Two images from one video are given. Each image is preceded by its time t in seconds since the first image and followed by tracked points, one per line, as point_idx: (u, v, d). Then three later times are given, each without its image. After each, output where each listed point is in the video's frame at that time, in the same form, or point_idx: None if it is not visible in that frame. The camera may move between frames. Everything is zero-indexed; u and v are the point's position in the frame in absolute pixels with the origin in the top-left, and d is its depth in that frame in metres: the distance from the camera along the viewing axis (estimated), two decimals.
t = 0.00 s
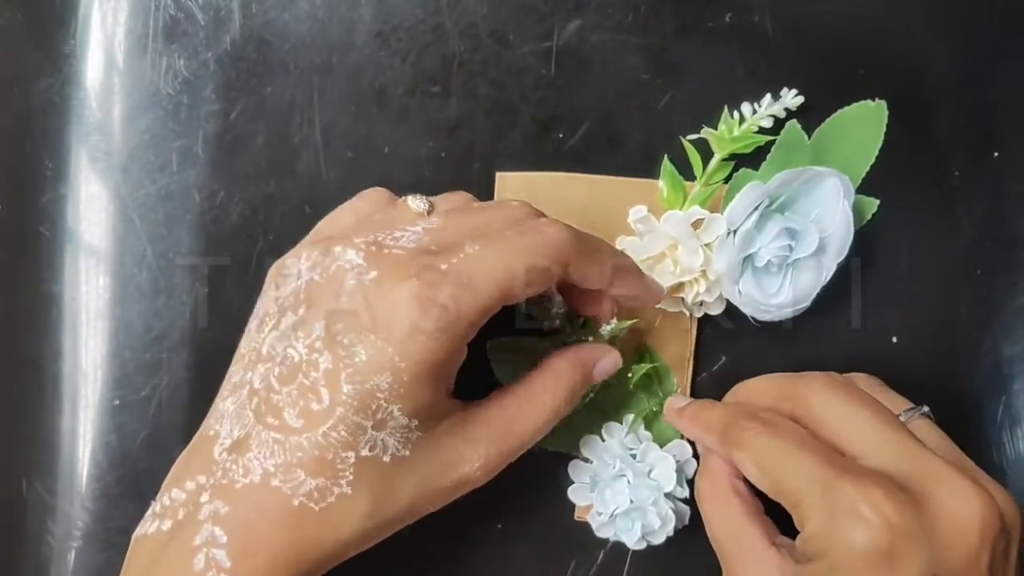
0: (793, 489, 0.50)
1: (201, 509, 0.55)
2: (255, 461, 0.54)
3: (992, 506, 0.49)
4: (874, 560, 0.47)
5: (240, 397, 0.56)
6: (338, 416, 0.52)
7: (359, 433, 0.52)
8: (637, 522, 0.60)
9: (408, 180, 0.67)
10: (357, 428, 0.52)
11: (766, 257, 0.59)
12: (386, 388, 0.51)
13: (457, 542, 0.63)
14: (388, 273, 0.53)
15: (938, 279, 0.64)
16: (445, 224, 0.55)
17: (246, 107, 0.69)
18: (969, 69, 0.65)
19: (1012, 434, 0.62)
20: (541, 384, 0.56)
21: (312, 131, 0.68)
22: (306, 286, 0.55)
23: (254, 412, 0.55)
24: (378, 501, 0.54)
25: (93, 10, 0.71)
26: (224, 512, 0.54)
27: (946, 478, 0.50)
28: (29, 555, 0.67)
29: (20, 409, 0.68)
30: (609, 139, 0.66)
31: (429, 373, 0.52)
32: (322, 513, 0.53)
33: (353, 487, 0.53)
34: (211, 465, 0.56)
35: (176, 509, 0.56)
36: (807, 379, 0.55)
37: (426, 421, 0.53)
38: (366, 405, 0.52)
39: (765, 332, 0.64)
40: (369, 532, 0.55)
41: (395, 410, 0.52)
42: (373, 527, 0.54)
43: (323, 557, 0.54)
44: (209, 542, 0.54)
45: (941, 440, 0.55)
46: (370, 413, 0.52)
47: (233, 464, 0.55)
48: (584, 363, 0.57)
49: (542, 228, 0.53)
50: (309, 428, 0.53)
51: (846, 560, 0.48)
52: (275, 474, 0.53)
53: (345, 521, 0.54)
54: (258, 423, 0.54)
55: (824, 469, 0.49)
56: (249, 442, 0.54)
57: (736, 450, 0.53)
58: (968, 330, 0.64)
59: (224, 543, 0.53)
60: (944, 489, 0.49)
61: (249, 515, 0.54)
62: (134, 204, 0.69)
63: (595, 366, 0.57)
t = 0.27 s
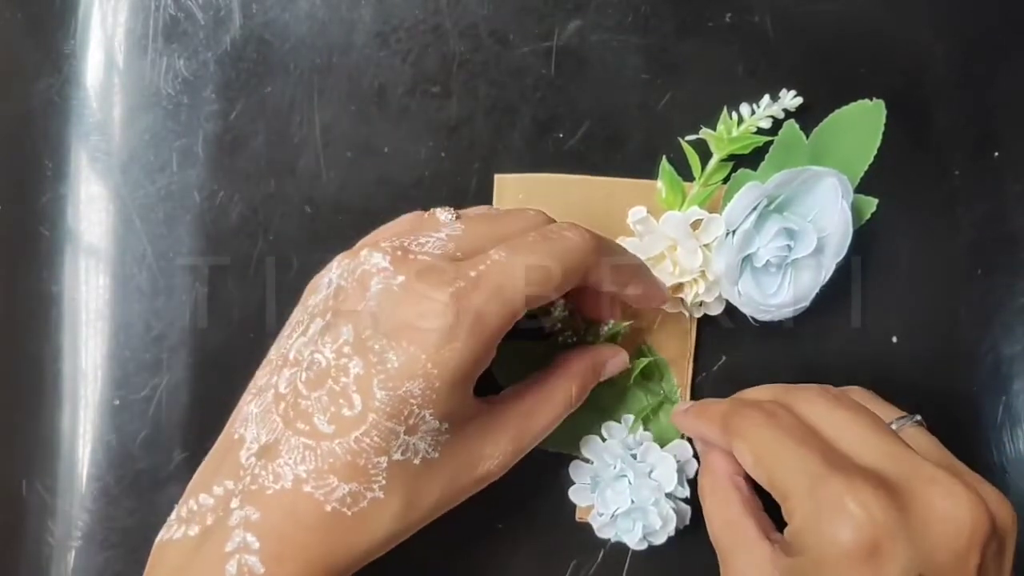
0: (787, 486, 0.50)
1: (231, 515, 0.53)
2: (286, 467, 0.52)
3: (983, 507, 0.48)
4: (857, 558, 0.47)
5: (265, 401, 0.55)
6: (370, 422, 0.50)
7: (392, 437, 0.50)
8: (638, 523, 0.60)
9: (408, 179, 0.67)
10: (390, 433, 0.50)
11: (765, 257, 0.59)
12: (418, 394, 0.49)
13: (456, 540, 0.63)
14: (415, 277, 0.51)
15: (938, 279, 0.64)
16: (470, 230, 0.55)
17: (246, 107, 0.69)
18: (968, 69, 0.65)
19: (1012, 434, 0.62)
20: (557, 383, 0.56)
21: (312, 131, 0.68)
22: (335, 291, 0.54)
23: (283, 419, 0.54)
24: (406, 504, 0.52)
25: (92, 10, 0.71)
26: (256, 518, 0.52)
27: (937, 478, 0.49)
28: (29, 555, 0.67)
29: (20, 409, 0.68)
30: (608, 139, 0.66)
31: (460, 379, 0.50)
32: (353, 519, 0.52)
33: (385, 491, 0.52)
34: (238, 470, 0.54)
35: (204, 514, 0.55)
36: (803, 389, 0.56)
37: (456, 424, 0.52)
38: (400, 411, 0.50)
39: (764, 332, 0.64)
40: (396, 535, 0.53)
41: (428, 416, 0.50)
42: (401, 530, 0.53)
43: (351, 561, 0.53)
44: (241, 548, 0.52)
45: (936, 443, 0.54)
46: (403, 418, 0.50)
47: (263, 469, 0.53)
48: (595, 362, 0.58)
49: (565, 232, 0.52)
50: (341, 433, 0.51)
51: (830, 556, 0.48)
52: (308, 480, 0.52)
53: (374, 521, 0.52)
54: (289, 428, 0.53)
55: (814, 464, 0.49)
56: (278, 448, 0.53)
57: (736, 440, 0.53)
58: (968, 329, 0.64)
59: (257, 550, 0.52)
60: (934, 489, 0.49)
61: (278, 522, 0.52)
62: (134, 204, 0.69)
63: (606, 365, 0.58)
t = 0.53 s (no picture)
0: (791, 498, 0.50)
1: (244, 516, 0.53)
2: (296, 468, 0.52)
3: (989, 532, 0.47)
4: None
5: (273, 402, 0.55)
6: (379, 421, 0.50)
7: (403, 437, 0.50)
8: (638, 521, 0.60)
9: (407, 179, 0.67)
10: (401, 433, 0.50)
11: (764, 257, 0.59)
12: (428, 394, 0.49)
13: (456, 540, 0.63)
14: (420, 276, 0.50)
15: (938, 279, 0.64)
16: (474, 231, 0.54)
17: (246, 107, 0.69)
18: (968, 69, 0.65)
19: (1012, 434, 0.62)
20: (559, 378, 0.57)
21: (312, 131, 0.68)
22: (341, 291, 0.54)
23: (293, 419, 0.53)
24: (417, 502, 0.53)
25: (93, 10, 0.71)
26: (268, 519, 0.52)
27: (944, 499, 0.48)
28: (28, 555, 0.67)
29: (19, 408, 0.68)
30: (608, 139, 0.66)
31: (469, 375, 0.49)
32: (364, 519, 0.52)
33: (397, 490, 0.52)
34: (248, 471, 0.54)
35: (215, 515, 0.55)
36: (814, 401, 0.56)
37: (465, 421, 0.52)
38: (410, 412, 0.49)
39: (764, 332, 0.64)
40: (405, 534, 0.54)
41: (438, 415, 0.50)
42: (412, 528, 0.53)
43: (363, 559, 0.53)
44: (254, 549, 0.52)
45: (945, 464, 0.54)
46: (414, 418, 0.50)
47: (274, 470, 0.53)
48: (594, 358, 0.59)
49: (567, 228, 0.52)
50: (351, 434, 0.51)
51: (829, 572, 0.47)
52: (320, 481, 0.51)
53: (385, 520, 0.52)
54: (299, 429, 0.53)
55: (818, 475, 0.49)
56: (289, 448, 0.52)
57: (744, 450, 0.53)
58: (968, 329, 0.64)
59: (269, 550, 0.52)
60: (938, 511, 0.48)
61: (289, 524, 0.52)
62: (134, 204, 0.69)
63: (603, 361, 0.59)
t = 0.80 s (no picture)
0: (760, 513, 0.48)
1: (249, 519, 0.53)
2: (301, 471, 0.52)
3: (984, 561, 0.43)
4: None
5: (277, 404, 0.55)
6: (385, 423, 0.50)
7: (408, 440, 0.50)
8: (638, 521, 0.60)
9: (407, 179, 0.67)
10: (406, 436, 0.50)
11: (764, 257, 0.59)
12: (433, 397, 0.49)
13: (456, 540, 0.63)
14: (423, 277, 0.50)
15: (938, 279, 0.64)
16: (478, 232, 0.54)
17: (246, 107, 0.69)
18: (968, 69, 0.65)
19: (1012, 434, 0.62)
20: (561, 380, 0.57)
21: (312, 131, 0.68)
22: (344, 292, 0.54)
23: (297, 422, 0.53)
24: (422, 503, 0.53)
25: (92, 10, 0.71)
26: (274, 522, 0.52)
27: (926, 520, 0.45)
28: (28, 555, 0.67)
29: (19, 408, 0.68)
30: (608, 139, 0.66)
31: (473, 380, 0.49)
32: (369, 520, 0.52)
33: (402, 492, 0.52)
34: (253, 474, 0.54)
35: (220, 516, 0.55)
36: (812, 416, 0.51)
37: (470, 422, 0.52)
38: (415, 414, 0.49)
39: (764, 332, 0.64)
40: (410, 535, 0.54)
41: (442, 417, 0.50)
42: (417, 528, 0.54)
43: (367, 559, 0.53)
44: (259, 551, 0.52)
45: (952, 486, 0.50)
46: (418, 420, 0.50)
47: (279, 473, 0.53)
48: (595, 361, 0.59)
49: (570, 231, 0.51)
50: (356, 437, 0.51)
51: None
52: (325, 483, 0.51)
53: (390, 522, 0.53)
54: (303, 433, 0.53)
55: (800, 513, 0.44)
56: (294, 451, 0.52)
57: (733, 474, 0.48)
58: (968, 329, 0.64)
59: (275, 552, 0.52)
60: (924, 538, 0.44)
61: (294, 526, 0.52)
62: (134, 204, 0.69)
63: (604, 363, 0.59)
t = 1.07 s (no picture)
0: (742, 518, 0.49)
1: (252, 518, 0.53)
2: (305, 470, 0.52)
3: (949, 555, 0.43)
4: None
5: (281, 403, 0.55)
6: (389, 423, 0.50)
7: (411, 440, 0.50)
8: (638, 521, 0.60)
9: (407, 179, 0.67)
10: (410, 435, 0.50)
11: (764, 257, 0.59)
12: (436, 396, 0.49)
13: (456, 540, 0.63)
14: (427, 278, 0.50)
15: (938, 279, 0.64)
16: (482, 232, 0.54)
17: (246, 107, 0.69)
18: (968, 69, 0.65)
19: (1012, 434, 0.62)
20: (563, 382, 0.57)
21: (312, 131, 0.68)
22: (348, 292, 0.54)
23: (301, 422, 0.53)
24: (426, 503, 0.53)
25: (93, 10, 0.71)
26: (277, 522, 0.52)
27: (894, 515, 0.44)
28: (28, 555, 0.67)
29: (19, 408, 0.68)
30: (608, 139, 0.66)
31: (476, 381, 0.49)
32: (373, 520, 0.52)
33: (405, 491, 0.52)
34: (256, 473, 0.54)
35: (223, 515, 0.55)
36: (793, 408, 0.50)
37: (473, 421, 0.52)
38: (418, 414, 0.49)
39: (764, 332, 0.64)
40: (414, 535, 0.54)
41: (446, 416, 0.50)
42: (421, 528, 0.54)
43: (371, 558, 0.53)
44: (263, 550, 0.52)
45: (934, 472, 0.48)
46: (422, 420, 0.50)
47: (282, 472, 0.53)
48: (599, 363, 0.59)
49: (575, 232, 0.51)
50: (360, 437, 0.51)
51: None
52: (329, 483, 0.51)
53: (394, 522, 0.52)
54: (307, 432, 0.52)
55: (778, 518, 0.45)
56: (297, 451, 0.52)
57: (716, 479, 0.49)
58: (968, 329, 0.64)
59: (279, 552, 0.52)
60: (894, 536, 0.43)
61: (297, 526, 0.52)
62: (134, 204, 0.69)
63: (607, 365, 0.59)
